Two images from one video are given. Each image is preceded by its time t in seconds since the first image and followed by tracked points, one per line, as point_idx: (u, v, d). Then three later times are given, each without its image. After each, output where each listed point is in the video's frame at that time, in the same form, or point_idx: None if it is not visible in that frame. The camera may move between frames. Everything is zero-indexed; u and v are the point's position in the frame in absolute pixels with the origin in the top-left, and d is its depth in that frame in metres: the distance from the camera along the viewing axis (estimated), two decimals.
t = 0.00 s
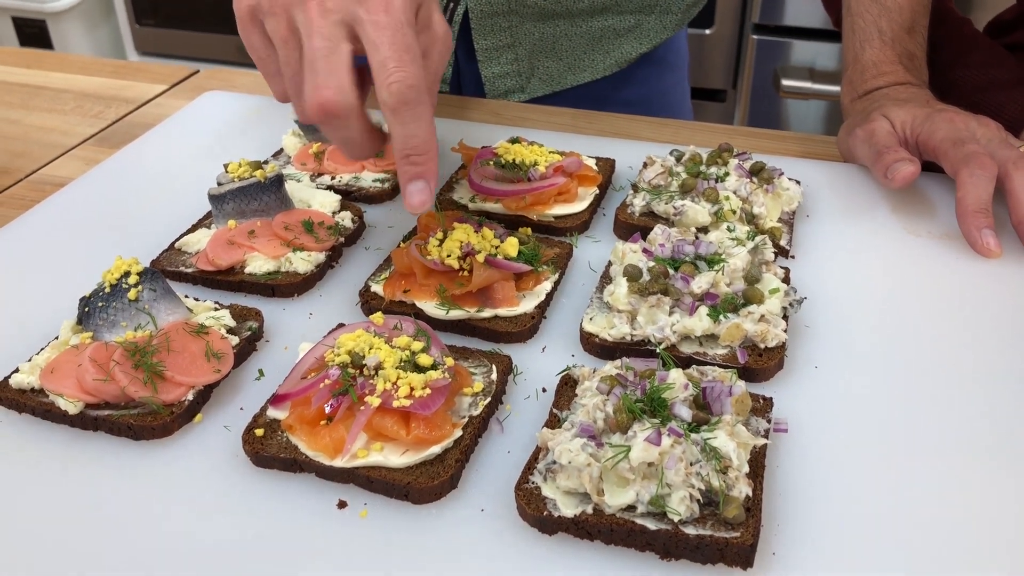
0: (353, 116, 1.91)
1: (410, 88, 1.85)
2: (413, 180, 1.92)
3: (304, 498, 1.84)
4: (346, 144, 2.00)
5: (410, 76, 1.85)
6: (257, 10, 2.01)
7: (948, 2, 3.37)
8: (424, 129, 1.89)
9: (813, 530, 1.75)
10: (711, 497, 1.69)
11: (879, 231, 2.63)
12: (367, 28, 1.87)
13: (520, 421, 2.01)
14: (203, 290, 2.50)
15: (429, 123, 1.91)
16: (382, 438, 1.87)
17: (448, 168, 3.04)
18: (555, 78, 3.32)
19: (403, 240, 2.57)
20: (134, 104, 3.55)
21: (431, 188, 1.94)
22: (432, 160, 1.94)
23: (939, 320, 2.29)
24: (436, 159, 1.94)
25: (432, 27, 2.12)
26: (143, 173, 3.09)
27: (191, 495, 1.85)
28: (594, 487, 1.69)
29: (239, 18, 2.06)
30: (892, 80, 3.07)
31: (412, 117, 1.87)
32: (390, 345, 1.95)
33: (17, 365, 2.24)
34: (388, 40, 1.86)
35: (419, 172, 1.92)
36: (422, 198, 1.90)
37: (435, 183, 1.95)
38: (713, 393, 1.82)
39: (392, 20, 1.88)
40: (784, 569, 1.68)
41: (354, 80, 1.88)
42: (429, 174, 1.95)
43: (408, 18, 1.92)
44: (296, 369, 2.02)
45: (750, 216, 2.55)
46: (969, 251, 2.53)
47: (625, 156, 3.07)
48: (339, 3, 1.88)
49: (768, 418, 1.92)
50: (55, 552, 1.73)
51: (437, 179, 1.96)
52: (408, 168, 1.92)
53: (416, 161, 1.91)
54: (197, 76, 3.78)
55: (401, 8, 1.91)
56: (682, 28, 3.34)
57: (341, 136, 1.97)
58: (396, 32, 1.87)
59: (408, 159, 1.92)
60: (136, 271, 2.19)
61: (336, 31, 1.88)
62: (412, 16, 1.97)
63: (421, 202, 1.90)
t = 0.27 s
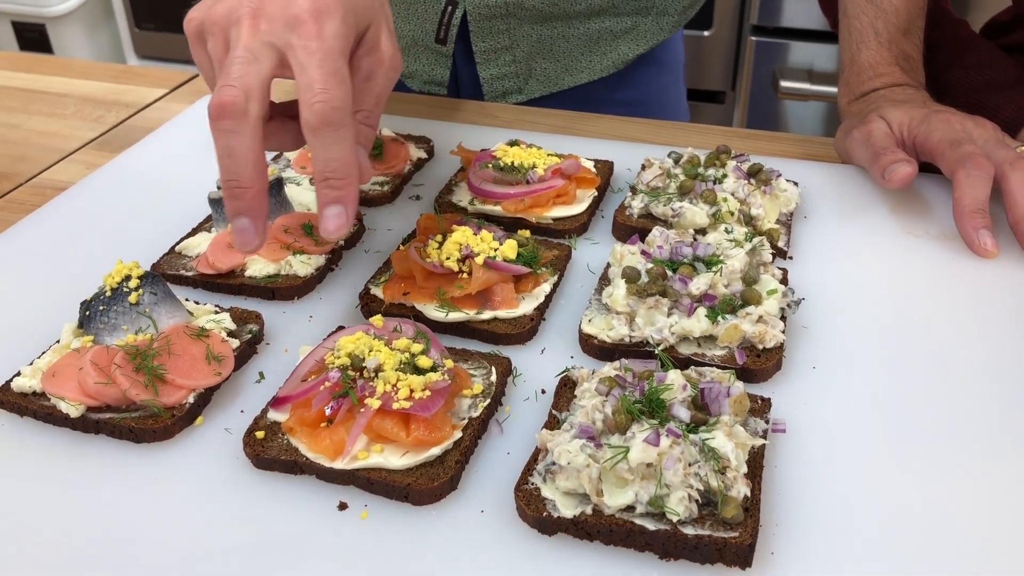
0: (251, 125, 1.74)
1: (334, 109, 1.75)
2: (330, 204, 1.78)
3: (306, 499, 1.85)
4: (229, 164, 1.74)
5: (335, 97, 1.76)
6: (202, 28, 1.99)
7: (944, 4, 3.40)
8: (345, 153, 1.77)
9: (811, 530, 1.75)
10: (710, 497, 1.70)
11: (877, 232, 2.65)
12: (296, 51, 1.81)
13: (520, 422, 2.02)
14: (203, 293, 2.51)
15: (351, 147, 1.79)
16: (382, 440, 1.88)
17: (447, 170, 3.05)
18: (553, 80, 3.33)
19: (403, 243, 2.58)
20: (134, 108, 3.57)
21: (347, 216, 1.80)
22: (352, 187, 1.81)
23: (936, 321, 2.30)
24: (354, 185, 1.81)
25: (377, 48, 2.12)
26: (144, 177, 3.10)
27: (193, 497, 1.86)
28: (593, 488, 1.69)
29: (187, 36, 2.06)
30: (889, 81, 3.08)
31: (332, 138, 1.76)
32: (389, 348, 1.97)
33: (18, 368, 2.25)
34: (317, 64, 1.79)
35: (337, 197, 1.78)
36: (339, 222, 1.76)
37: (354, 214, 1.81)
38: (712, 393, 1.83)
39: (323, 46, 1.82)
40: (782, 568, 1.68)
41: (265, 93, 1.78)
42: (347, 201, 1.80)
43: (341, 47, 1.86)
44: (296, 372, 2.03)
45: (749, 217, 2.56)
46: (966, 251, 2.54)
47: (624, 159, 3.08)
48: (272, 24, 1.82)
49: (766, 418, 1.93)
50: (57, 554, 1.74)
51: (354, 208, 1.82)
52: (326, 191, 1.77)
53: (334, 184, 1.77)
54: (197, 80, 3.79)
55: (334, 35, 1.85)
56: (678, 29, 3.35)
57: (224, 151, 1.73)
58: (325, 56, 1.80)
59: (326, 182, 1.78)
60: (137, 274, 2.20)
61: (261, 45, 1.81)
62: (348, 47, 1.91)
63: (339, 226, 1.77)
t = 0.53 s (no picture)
0: (331, 156, 1.83)
1: (395, 138, 1.82)
2: (392, 229, 1.83)
3: (306, 501, 1.86)
4: (310, 195, 1.82)
5: (397, 126, 1.83)
6: (252, 44, 2.07)
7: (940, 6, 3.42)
8: (407, 180, 1.82)
9: (809, 531, 1.76)
10: (709, 498, 1.71)
11: (875, 233, 2.65)
12: (356, 76, 1.89)
13: (519, 424, 2.02)
14: (204, 297, 2.52)
15: (413, 176, 1.84)
16: (382, 442, 1.89)
17: (446, 173, 3.06)
18: (548, 83, 3.34)
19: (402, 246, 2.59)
20: (134, 112, 3.58)
21: (410, 241, 1.85)
22: (413, 213, 1.86)
23: (934, 321, 2.31)
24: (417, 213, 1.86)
25: (430, 63, 2.19)
26: (144, 181, 3.11)
27: (193, 499, 1.87)
28: (592, 489, 1.70)
29: (234, 50, 2.14)
30: (886, 83, 3.09)
31: (393, 165, 1.81)
32: (389, 350, 1.97)
33: (19, 372, 2.26)
34: (377, 92, 1.86)
35: (399, 224, 1.84)
36: (398, 248, 1.79)
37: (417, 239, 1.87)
38: (710, 395, 1.83)
39: (383, 71, 1.89)
40: (780, 569, 1.69)
41: (339, 123, 1.87)
42: (409, 227, 1.86)
43: (398, 71, 1.94)
44: (296, 374, 2.04)
45: (746, 219, 2.58)
46: (964, 252, 2.55)
47: (622, 161, 3.09)
48: (332, 48, 1.91)
49: (764, 420, 1.94)
50: (59, 557, 1.75)
51: (417, 234, 1.87)
52: (388, 218, 1.83)
53: (396, 212, 1.83)
54: (196, 83, 3.80)
55: (392, 60, 1.94)
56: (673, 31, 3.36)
57: (306, 181, 1.81)
58: (386, 83, 1.88)
59: (387, 209, 1.83)
60: (137, 278, 2.21)
61: (325, 73, 1.90)
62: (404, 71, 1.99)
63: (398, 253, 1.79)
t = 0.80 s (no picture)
0: (329, 88, 1.83)
1: (394, 70, 1.82)
2: (392, 166, 1.84)
3: (305, 502, 1.86)
4: (309, 129, 1.84)
5: (396, 59, 1.82)
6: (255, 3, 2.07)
7: (937, 6, 3.42)
8: (407, 114, 1.84)
9: (807, 531, 1.77)
10: (706, 498, 1.71)
11: (872, 233, 2.66)
12: (356, 14, 1.87)
13: (517, 425, 2.03)
14: (202, 298, 2.52)
15: (412, 109, 1.86)
16: (381, 443, 1.89)
17: (444, 174, 3.07)
18: (545, 83, 3.34)
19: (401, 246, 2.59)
20: (133, 113, 3.58)
21: (411, 177, 1.86)
22: (414, 148, 1.87)
23: (931, 321, 2.32)
24: (417, 147, 1.87)
25: (434, 22, 2.30)
26: (143, 183, 3.11)
27: (192, 500, 1.87)
28: (590, 489, 1.71)
29: (238, 9, 2.14)
30: (883, 84, 3.10)
31: (393, 99, 1.83)
32: (387, 351, 1.98)
33: (18, 374, 2.26)
34: (378, 26, 1.85)
35: (399, 159, 1.85)
36: (401, 184, 1.81)
37: (417, 175, 1.87)
38: (707, 395, 1.83)
39: (385, 9, 1.88)
40: (777, 569, 1.70)
41: (336, 57, 1.86)
42: (410, 163, 1.87)
43: (400, 13, 1.92)
44: (294, 375, 2.05)
45: (744, 220, 2.58)
46: (961, 252, 2.56)
47: (620, 161, 3.09)
48: None
49: (762, 420, 1.95)
50: (59, 557, 1.76)
51: (417, 169, 1.88)
52: (389, 154, 1.84)
53: (396, 147, 1.85)
54: (195, 85, 3.81)
55: None
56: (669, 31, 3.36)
57: (304, 114, 1.83)
58: (387, 20, 1.86)
59: (387, 144, 1.85)
60: (136, 279, 2.21)
61: (326, 11, 1.87)
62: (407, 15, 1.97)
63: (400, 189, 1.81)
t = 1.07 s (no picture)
0: (327, 134, 1.80)
1: (390, 117, 1.79)
2: (387, 209, 1.80)
3: (298, 500, 1.86)
4: (306, 176, 1.80)
5: (390, 105, 1.79)
6: (250, 35, 2.00)
7: (935, 5, 3.41)
8: (403, 159, 1.80)
9: (800, 529, 1.77)
10: (699, 497, 1.71)
11: (869, 232, 2.66)
12: (352, 55, 1.85)
13: (511, 423, 2.03)
14: (197, 296, 2.52)
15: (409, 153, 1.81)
16: (374, 441, 1.89)
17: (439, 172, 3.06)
18: (542, 81, 3.34)
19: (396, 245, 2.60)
20: (129, 111, 3.58)
21: (406, 222, 1.81)
22: (409, 194, 1.82)
23: (926, 321, 2.32)
24: (414, 192, 1.82)
25: (432, 53, 2.11)
26: (139, 180, 3.11)
27: (185, 499, 1.87)
28: (583, 488, 1.71)
29: (235, 44, 2.07)
30: (880, 82, 3.10)
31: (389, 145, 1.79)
32: (382, 350, 1.98)
33: (12, 372, 2.26)
34: (374, 69, 1.82)
35: (393, 205, 1.80)
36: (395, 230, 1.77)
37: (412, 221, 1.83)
38: (701, 393, 1.84)
39: (381, 49, 1.85)
40: (771, 567, 1.70)
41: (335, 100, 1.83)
42: (406, 207, 1.82)
43: (399, 51, 1.89)
44: (288, 374, 2.04)
45: (740, 218, 2.58)
46: (956, 251, 2.56)
47: (616, 160, 3.09)
48: (330, 28, 1.86)
49: (756, 419, 1.95)
50: (53, 555, 1.75)
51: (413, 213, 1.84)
52: (385, 198, 1.80)
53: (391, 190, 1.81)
54: (192, 83, 3.80)
55: (391, 40, 1.89)
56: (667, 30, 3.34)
57: (301, 156, 1.80)
58: (383, 60, 1.84)
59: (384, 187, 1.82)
60: (130, 277, 2.21)
61: (323, 52, 1.86)
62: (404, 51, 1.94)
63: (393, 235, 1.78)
